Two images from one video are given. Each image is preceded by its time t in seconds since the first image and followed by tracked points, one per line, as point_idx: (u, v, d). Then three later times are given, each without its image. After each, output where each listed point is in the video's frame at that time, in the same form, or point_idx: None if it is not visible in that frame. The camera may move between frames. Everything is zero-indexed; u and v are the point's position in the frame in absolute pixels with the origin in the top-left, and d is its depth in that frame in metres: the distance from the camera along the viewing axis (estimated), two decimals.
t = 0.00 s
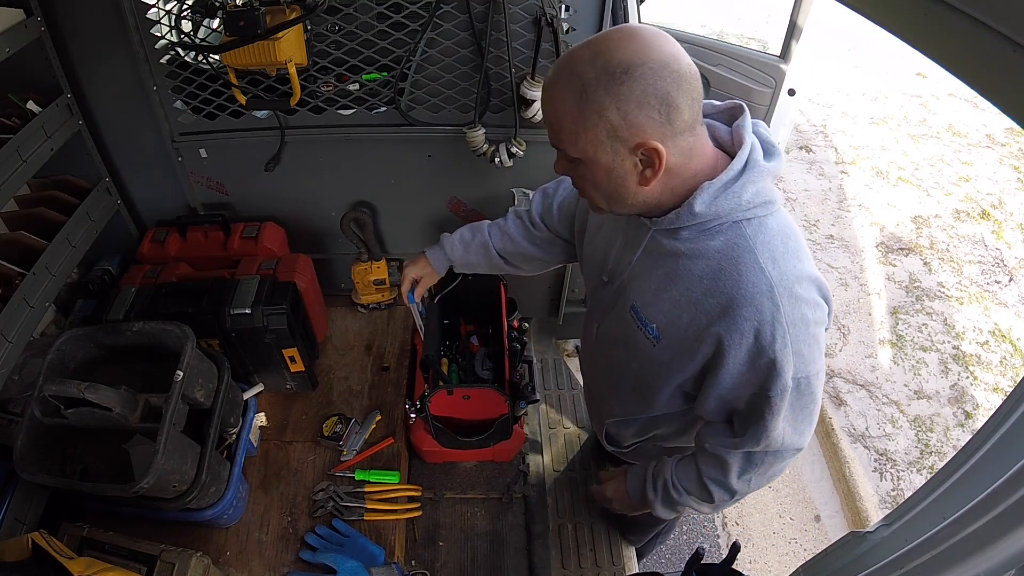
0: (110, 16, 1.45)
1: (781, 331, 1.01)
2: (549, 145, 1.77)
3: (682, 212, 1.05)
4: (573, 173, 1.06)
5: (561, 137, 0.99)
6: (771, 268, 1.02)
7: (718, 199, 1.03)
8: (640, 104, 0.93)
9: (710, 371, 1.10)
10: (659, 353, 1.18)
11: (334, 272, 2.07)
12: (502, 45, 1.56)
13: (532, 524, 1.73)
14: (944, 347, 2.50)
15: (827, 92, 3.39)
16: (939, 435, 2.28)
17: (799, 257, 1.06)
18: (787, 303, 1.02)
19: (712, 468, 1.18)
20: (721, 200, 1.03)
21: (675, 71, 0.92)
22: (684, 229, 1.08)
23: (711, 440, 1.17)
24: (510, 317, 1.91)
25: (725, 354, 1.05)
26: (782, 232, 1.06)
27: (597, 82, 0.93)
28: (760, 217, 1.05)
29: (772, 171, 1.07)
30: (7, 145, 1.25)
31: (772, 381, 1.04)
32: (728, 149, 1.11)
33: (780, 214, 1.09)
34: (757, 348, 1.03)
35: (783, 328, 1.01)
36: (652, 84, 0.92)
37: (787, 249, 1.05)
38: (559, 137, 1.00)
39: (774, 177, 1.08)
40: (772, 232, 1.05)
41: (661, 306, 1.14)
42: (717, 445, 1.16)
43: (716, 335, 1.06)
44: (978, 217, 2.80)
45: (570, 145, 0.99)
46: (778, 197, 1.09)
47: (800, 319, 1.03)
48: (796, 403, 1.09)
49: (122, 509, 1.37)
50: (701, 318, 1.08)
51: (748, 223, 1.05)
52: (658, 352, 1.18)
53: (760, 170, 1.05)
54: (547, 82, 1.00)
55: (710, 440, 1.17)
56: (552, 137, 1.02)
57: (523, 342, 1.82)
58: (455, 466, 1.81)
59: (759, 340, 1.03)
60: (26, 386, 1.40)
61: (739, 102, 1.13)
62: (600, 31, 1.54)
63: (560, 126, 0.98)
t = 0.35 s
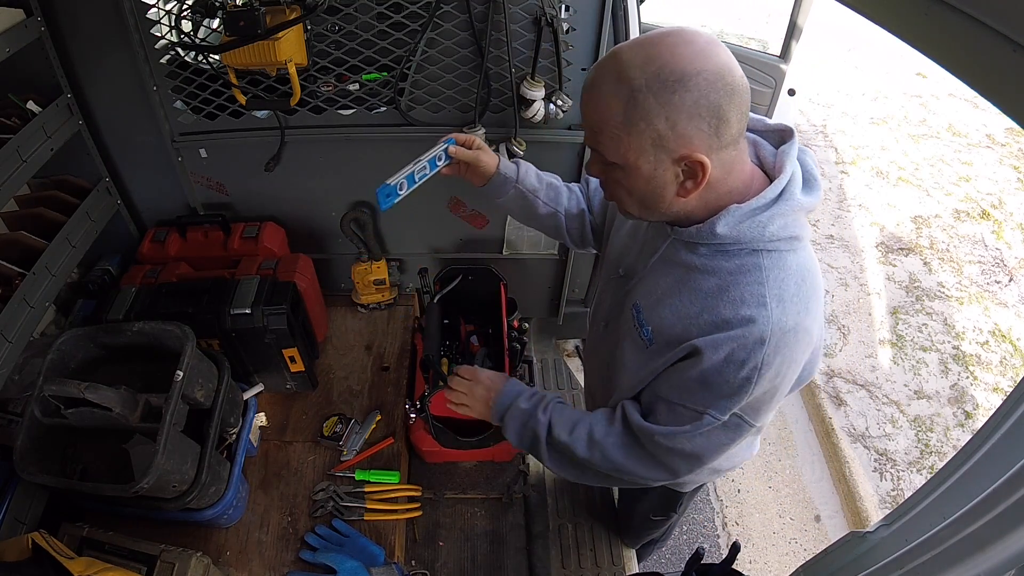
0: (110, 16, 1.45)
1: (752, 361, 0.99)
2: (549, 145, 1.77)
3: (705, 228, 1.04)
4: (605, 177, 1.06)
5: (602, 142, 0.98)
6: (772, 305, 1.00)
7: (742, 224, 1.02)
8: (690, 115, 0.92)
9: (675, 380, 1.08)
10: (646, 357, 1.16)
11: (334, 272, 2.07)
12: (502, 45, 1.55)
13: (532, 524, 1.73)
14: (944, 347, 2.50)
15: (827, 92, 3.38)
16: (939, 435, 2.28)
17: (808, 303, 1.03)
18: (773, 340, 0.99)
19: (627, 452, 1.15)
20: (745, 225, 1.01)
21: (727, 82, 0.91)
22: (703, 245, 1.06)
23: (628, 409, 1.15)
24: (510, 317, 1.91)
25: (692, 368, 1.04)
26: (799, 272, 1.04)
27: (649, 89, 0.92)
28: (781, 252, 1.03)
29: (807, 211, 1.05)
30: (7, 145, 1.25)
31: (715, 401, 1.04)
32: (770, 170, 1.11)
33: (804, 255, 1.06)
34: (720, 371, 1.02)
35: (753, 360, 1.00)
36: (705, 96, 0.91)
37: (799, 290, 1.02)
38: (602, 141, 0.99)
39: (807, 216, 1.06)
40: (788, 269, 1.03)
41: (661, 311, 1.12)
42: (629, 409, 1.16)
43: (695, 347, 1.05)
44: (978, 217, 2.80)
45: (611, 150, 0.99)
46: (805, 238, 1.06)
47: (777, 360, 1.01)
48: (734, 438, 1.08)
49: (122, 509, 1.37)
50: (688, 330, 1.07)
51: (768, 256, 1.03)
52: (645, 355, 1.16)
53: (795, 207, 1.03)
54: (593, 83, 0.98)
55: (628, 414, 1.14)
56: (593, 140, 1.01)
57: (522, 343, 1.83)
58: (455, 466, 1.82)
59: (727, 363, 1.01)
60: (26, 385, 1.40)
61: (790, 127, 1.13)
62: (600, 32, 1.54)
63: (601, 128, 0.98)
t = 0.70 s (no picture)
0: (110, 16, 1.45)
1: (729, 320, 0.96)
2: (549, 145, 1.77)
3: (704, 203, 1.03)
4: (675, 133, 0.96)
5: (701, 82, 0.90)
6: (761, 277, 0.97)
7: (740, 200, 1.00)
8: (775, 66, 0.91)
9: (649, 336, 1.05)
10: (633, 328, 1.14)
11: (334, 272, 2.07)
12: (502, 45, 1.55)
13: (532, 524, 1.73)
14: (944, 347, 2.50)
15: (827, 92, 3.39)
16: (938, 435, 2.28)
17: (800, 288, 0.99)
18: (754, 306, 0.95)
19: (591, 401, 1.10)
20: (743, 201, 1.00)
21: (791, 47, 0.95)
22: (702, 222, 1.05)
23: (601, 350, 1.11)
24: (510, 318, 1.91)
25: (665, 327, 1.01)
26: (796, 257, 1.00)
27: (747, 32, 0.90)
28: (779, 235, 1.00)
29: (810, 200, 1.02)
30: (7, 146, 1.25)
31: (682, 352, 0.99)
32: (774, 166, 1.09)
33: (803, 243, 1.03)
34: (693, 328, 0.99)
35: (728, 320, 0.96)
36: (783, 50, 0.93)
37: (793, 272, 0.99)
38: (698, 84, 0.90)
39: (811, 205, 1.03)
40: (784, 251, 1.00)
41: (651, 283, 1.11)
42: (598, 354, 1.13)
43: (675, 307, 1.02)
44: (978, 217, 2.72)
45: (699, 96, 0.91)
46: (807, 227, 1.03)
47: (755, 325, 0.96)
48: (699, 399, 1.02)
49: (122, 509, 1.37)
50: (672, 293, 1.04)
51: (764, 237, 1.00)
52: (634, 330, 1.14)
53: (798, 194, 1.00)
54: (674, 31, 0.92)
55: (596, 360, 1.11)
56: (683, 86, 0.91)
57: (524, 343, 1.83)
58: (455, 466, 1.82)
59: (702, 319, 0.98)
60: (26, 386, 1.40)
61: (796, 123, 1.10)
62: (600, 32, 1.55)
63: (692, 69, 0.90)
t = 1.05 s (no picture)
0: (110, 16, 1.45)
1: (756, 335, 0.95)
2: (549, 145, 1.77)
3: (714, 206, 1.03)
4: (697, 133, 0.95)
5: (728, 81, 0.89)
6: (778, 283, 0.97)
7: (750, 203, 1.00)
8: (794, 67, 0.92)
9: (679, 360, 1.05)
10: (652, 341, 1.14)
11: (334, 272, 2.07)
12: (502, 45, 1.55)
13: (532, 524, 1.73)
14: (944, 347, 2.50)
15: (827, 92, 3.41)
16: (939, 435, 2.28)
17: (815, 286, 1.00)
18: (779, 316, 0.95)
19: (626, 428, 1.10)
20: (754, 204, 1.00)
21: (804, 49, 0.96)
22: (710, 225, 1.05)
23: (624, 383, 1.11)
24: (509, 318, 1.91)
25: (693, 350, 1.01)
26: (807, 256, 1.01)
27: (770, 32, 0.90)
28: (790, 235, 1.00)
29: (816, 198, 1.02)
30: (7, 146, 1.25)
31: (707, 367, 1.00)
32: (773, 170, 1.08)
33: (811, 240, 1.03)
34: (723, 348, 0.98)
35: (756, 335, 0.96)
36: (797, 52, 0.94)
37: (807, 273, 0.99)
38: (725, 83, 0.89)
39: (816, 203, 1.03)
40: (795, 252, 1.00)
41: (666, 295, 1.11)
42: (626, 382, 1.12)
43: (698, 324, 1.02)
44: (978, 217, 2.82)
45: (725, 95, 0.90)
46: (813, 222, 1.04)
47: (783, 337, 0.97)
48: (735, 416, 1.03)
49: (122, 509, 1.37)
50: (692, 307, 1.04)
51: (775, 237, 1.00)
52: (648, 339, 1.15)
53: (805, 192, 1.01)
54: (699, 27, 0.91)
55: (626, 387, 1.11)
56: (710, 84, 0.90)
57: (522, 343, 1.83)
58: (455, 466, 1.82)
59: (730, 337, 0.98)
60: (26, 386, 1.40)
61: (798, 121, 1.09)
62: (600, 32, 1.55)
63: (719, 67, 0.89)
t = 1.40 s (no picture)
0: (110, 16, 1.45)
1: (806, 349, 0.96)
2: (549, 145, 1.77)
3: (740, 212, 1.01)
4: (682, 141, 0.96)
5: (703, 91, 0.89)
6: (814, 290, 0.97)
7: (777, 208, 1.00)
8: (786, 68, 0.89)
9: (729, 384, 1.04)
10: (676, 355, 1.13)
11: (334, 272, 2.07)
12: (502, 45, 1.55)
13: (532, 524, 1.73)
14: (944, 347, 2.50)
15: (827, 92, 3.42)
16: (939, 435, 2.28)
17: (840, 286, 1.02)
18: (821, 326, 0.97)
19: (710, 480, 1.07)
20: (781, 209, 1.00)
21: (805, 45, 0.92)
22: (734, 231, 1.04)
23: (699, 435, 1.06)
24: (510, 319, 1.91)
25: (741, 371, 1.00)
26: (830, 257, 1.02)
27: (754, 37, 0.89)
28: (812, 237, 1.02)
29: (831, 198, 1.04)
30: (7, 145, 1.25)
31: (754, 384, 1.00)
32: (789, 172, 1.08)
33: (829, 240, 1.05)
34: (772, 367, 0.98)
35: (807, 350, 0.97)
36: (797, 49, 0.91)
37: (833, 275, 1.01)
38: (700, 93, 0.90)
39: (830, 203, 1.05)
40: (819, 254, 1.01)
41: (693, 306, 1.09)
42: (708, 436, 1.05)
43: (743, 342, 1.01)
44: (978, 217, 2.82)
45: (702, 104, 0.90)
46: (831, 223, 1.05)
47: (825, 347, 0.99)
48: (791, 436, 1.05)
49: (122, 509, 1.37)
50: (730, 322, 1.03)
51: (800, 240, 1.01)
52: (671, 351, 1.14)
53: (822, 192, 1.02)
54: (678, 38, 0.92)
55: (713, 442, 1.05)
56: (686, 95, 0.91)
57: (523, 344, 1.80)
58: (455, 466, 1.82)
59: (782, 356, 0.98)
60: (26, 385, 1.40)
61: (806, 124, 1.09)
62: (600, 32, 1.55)
63: (694, 77, 0.90)
